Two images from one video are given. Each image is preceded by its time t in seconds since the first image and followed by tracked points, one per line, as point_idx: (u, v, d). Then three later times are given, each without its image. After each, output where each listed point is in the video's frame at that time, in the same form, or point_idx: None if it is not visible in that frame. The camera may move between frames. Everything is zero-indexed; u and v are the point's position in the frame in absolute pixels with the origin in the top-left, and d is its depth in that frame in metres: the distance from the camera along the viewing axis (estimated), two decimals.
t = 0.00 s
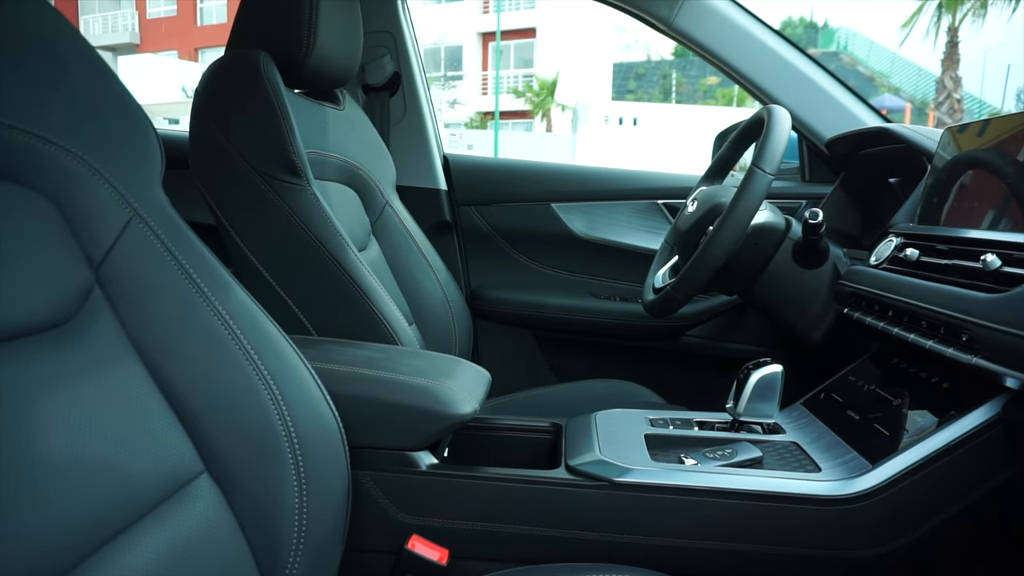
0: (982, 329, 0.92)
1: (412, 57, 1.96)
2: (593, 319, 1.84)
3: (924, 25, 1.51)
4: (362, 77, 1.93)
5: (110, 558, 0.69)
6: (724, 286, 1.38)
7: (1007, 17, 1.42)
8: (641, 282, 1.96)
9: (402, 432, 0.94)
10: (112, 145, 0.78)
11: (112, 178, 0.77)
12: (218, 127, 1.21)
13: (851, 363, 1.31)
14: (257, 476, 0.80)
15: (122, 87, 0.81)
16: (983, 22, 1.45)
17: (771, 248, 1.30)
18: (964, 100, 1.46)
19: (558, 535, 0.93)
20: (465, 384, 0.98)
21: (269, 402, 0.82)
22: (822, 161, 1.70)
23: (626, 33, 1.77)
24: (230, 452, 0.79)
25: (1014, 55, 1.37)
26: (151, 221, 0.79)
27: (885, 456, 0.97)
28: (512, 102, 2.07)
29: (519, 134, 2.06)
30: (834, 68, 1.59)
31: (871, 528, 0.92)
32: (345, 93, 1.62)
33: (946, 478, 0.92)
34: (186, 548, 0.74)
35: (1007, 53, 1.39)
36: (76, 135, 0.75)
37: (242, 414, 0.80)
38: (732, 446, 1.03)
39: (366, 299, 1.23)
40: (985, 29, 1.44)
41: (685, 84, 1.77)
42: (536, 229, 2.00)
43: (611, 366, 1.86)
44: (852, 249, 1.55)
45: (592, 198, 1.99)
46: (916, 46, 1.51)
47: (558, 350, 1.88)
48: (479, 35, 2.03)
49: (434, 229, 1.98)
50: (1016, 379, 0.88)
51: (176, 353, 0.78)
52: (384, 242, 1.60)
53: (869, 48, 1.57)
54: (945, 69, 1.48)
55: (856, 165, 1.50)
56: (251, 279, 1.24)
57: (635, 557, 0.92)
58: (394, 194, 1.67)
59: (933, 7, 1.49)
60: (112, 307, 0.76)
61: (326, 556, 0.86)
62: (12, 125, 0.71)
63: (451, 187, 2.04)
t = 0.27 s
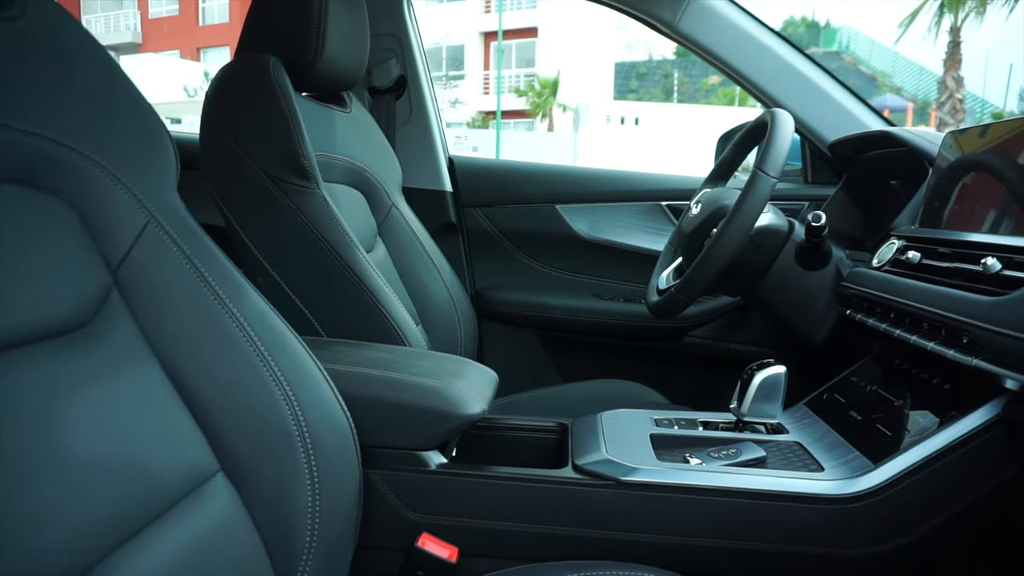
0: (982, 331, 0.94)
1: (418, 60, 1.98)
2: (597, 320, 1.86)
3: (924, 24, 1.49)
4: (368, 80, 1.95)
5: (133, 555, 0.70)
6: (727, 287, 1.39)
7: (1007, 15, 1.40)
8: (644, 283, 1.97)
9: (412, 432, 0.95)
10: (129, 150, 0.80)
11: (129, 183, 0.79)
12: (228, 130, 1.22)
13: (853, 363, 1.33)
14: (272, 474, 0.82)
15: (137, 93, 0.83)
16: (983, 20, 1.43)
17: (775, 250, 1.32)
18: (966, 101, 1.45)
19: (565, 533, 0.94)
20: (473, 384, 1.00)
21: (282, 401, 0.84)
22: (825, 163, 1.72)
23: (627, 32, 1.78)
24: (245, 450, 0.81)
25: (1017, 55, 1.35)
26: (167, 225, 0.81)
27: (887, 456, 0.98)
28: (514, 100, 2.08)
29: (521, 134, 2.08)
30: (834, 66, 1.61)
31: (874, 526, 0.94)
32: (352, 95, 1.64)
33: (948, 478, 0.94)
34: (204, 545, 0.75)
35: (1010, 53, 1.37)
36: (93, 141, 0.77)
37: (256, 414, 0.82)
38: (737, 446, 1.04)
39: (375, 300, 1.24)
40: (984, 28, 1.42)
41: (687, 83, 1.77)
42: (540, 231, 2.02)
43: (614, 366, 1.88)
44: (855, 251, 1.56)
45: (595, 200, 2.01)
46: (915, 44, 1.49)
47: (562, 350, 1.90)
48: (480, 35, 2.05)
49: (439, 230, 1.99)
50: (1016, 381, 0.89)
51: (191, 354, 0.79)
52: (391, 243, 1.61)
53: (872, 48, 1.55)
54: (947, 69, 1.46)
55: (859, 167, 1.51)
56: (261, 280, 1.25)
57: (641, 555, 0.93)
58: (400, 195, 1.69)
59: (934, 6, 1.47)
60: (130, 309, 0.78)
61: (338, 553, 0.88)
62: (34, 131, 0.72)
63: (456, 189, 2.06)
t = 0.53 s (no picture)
0: (986, 336, 0.95)
1: (425, 64, 1.99)
2: (604, 322, 1.87)
3: (926, 25, 1.49)
4: (375, 84, 1.95)
5: (155, 554, 0.72)
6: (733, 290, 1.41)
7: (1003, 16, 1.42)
8: (649, 285, 1.99)
9: (424, 435, 0.97)
10: (147, 156, 0.81)
11: (148, 189, 0.80)
12: (239, 135, 1.24)
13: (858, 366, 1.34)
14: (288, 475, 0.83)
15: (153, 101, 0.85)
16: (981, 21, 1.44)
17: (780, 254, 1.33)
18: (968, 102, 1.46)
19: (575, 534, 0.96)
20: (483, 387, 1.02)
21: (298, 403, 0.86)
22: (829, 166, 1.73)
23: (630, 33, 1.79)
24: (262, 452, 0.83)
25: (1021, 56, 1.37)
26: (184, 231, 0.82)
27: (892, 458, 0.99)
28: (516, 101, 2.01)
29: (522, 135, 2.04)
30: (836, 68, 1.63)
31: (879, 528, 0.95)
32: (360, 100, 1.65)
33: (952, 479, 0.95)
34: (222, 545, 0.77)
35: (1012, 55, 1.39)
36: (113, 149, 0.78)
37: (272, 416, 0.84)
38: (744, 448, 1.06)
39: (385, 303, 1.26)
40: (983, 28, 1.43)
41: (689, 84, 1.78)
42: (546, 234, 2.03)
43: (620, 368, 1.89)
44: (860, 255, 1.57)
45: (601, 204, 2.02)
46: (917, 45, 1.50)
47: (568, 352, 1.91)
48: (484, 35, 1.98)
49: (446, 233, 2.01)
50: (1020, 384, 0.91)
51: (209, 357, 0.81)
52: (399, 246, 1.62)
53: (875, 49, 1.57)
54: (950, 70, 1.46)
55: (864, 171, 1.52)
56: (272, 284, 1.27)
57: (650, 556, 0.95)
58: (407, 199, 1.70)
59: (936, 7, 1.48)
60: (149, 313, 0.79)
61: (352, 553, 0.89)
62: (57, 139, 0.74)
63: (463, 192, 2.07)
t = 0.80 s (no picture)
0: (991, 336, 0.96)
1: (432, 66, 2.00)
2: (610, 323, 1.89)
3: (925, 25, 1.48)
4: (382, 86, 1.97)
5: (176, 552, 0.73)
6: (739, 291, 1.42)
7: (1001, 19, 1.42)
8: (654, 286, 2.00)
9: (437, 434, 0.98)
10: (167, 160, 0.83)
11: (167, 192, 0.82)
12: (251, 137, 1.25)
13: (863, 365, 1.35)
14: (304, 474, 0.85)
15: (172, 105, 0.86)
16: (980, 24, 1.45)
17: (786, 255, 1.34)
18: (970, 101, 1.43)
19: (586, 532, 0.97)
20: (494, 387, 1.03)
21: (314, 403, 0.87)
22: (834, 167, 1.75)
23: (630, 33, 1.82)
24: (279, 450, 0.84)
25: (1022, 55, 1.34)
26: (202, 233, 0.83)
27: (898, 457, 1.01)
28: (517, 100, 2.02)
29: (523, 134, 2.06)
30: (837, 68, 1.66)
31: (885, 525, 0.96)
32: (367, 101, 1.66)
33: (957, 478, 0.97)
34: (241, 542, 0.78)
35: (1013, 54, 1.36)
36: (134, 152, 0.80)
37: (289, 415, 0.85)
38: (752, 447, 1.07)
39: (395, 304, 1.27)
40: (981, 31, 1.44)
41: (689, 84, 1.80)
42: (552, 235, 2.05)
43: (626, 368, 1.91)
44: (864, 256, 1.59)
45: (606, 204, 2.04)
46: (916, 45, 1.49)
47: (574, 352, 1.92)
48: (484, 35, 1.99)
49: (452, 234, 2.02)
50: None
51: (227, 357, 0.82)
52: (406, 247, 1.64)
53: (874, 49, 1.57)
54: (951, 70, 1.45)
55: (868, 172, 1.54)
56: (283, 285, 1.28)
57: (659, 553, 0.96)
58: (414, 200, 1.71)
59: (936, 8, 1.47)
60: (168, 314, 0.80)
61: (366, 550, 0.91)
62: (81, 144, 0.75)
63: (469, 193, 2.08)
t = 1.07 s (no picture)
0: (1005, 334, 0.98)
1: (440, 66, 2.01)
2: (618, 322, 1.90)
3: (926, 28, 1.48)
4: (391, 87, 1.97)
5: (201, 547, 0.74)
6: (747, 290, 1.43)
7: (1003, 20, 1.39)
8: (661, 286, 2.01)
9: (454, 431, 0.99)
10: (189, 159, 0.84)
11: (188, 191, 0.82)
12: (264, 137, 1.26)
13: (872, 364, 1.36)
14: (324, 470, 0.86)
15: (193, 105, 0.87)
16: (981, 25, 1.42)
17: (795, 255, 1.35)
18: (971, 102, 1.45)
19: (601, 528, 0.98)
20: (508, 385, 1.04)
21: (333, 400, 0.88)
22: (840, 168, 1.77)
23: (630, 33, 1.84)
24: (299, 447, 0.85)
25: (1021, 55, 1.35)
26: (223, 232, 0.84)
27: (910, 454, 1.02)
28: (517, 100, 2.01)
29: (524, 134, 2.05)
30: (839, 67, 1.67)
31: (897, 521, 0.97)
32: (376, 102, 1.67)
33: (968, 475, 0.98)
34: (263, 538, 0.79)
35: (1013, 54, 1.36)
36: (156, 152, 0.80)
37: (309, 412, 0.86)
38: (763, 444, 1.08)
39: (408, 302, 1.28)
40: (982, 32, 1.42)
41: (689, 85, 1.83)
42: (559, 234, 2.06)
43: (633, 367, 1.92)
44: (872, 255, 1.59)
45: (613, 204, 2.05)
46: (917, 46, 1.50)
47: (581, 352, 1.93)
48: (484, 35, 1.97)
49: (461, 234, 2.03)
50: None
51: (248, 355, 0.83)
52: (416, 247, 1.65)
53: (875, 49, 1.59)
54: (951, 72, 1.45)
55: (875, 173, 1.55)
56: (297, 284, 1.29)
57: (674, 549, 0.97)
58: (423, 200, 1.72)
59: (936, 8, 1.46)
60: (190, 313, 0.81)
61: (384, 546, 0.91)
62: (106, 144, 0.76)
63: (477, 193, 2.09)
